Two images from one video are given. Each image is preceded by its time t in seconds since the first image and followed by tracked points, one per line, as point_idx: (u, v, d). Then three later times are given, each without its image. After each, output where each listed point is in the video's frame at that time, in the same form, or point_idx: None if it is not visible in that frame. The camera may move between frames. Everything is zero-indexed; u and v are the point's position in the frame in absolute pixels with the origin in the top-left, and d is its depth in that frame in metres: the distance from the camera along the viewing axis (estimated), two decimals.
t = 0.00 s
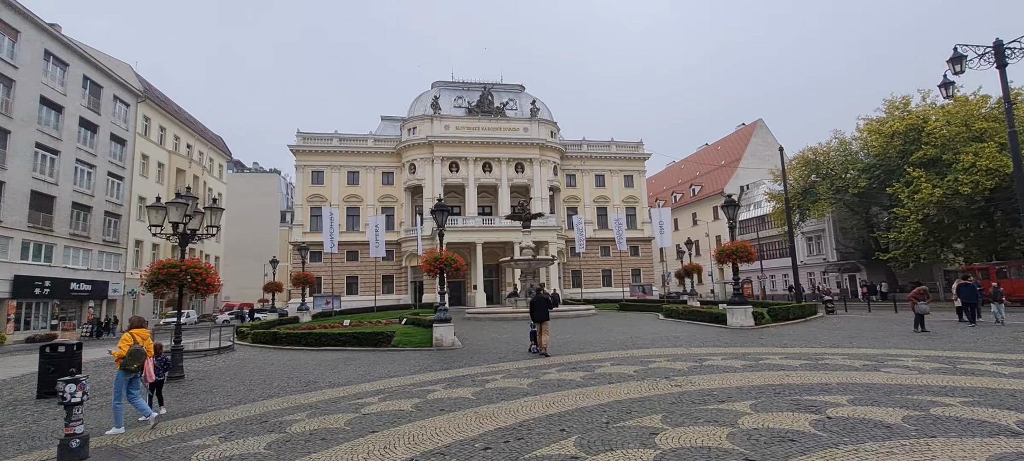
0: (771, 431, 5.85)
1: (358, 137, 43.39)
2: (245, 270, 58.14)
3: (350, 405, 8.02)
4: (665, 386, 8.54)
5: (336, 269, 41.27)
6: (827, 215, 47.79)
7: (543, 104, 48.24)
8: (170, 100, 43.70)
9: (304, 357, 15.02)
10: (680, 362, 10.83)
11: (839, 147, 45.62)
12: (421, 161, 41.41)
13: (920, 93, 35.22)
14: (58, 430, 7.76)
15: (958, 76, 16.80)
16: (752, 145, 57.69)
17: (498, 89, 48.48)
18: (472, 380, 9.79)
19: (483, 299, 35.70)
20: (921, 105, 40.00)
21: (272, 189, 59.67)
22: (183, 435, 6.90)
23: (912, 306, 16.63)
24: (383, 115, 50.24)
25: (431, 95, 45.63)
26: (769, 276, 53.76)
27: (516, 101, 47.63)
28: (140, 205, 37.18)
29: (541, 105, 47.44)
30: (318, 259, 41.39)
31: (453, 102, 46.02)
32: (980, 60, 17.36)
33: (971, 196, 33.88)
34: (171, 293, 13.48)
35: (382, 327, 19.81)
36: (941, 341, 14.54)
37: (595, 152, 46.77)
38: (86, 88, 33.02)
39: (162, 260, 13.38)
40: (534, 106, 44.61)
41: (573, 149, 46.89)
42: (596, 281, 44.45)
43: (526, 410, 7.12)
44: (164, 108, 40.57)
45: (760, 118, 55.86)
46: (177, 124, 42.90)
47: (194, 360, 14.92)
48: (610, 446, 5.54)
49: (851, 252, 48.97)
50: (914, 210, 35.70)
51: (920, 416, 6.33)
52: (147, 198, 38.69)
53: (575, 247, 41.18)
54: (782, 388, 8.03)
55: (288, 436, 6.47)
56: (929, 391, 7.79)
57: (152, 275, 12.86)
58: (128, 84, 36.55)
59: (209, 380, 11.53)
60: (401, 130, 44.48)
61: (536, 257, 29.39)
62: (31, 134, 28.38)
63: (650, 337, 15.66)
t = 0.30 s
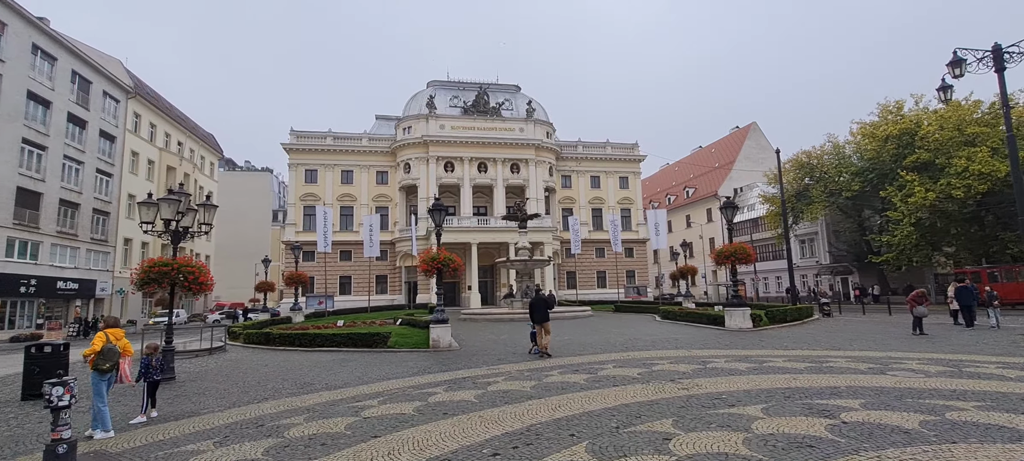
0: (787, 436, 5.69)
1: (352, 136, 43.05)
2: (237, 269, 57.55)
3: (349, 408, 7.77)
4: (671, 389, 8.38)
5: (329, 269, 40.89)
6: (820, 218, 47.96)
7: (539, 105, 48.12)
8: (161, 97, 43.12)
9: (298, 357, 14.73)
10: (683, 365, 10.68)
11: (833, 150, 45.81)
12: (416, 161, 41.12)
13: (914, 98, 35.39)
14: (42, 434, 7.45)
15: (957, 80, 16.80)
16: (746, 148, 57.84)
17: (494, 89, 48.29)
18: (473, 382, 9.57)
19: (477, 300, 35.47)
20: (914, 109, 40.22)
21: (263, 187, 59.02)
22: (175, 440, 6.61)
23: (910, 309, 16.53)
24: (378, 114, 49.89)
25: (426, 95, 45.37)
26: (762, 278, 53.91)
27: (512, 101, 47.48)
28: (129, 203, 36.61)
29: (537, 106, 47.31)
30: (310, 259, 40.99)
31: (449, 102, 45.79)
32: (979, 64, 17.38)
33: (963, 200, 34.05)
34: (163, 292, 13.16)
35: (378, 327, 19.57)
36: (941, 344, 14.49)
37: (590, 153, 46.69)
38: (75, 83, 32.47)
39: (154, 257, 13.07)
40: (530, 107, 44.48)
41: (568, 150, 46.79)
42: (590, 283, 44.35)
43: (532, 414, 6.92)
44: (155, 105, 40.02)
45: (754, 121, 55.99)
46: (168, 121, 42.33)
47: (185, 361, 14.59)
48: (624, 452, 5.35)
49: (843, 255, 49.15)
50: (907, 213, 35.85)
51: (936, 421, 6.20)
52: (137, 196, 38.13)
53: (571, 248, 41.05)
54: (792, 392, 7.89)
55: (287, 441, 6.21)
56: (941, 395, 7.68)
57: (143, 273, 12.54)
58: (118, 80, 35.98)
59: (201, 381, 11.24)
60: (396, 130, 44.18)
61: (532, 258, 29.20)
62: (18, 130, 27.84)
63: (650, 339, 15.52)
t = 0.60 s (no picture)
0: (801, 441, 5.57)
1: (344, 136, 42.68)
2: (225, 270, 56.83)
3: (347, 412, 7.56)
4: (675, 392, 8.25)
5: (320, 270, 40.48)
6: (811, 221, 48.22)
7: (532, 106, 48.03)
8: (149, 95, 42.48)
9: (291, 360, 14.46)
10: (684, 367, 10.58)
11: (824, 154, 46.16)
12: (408, 161, 40.86)
13: (904, 102, 35.68)
14: (26, 441, 7.15)
15: (952, 84, 16.85)
16: (736, 151, 58.14)
17: (487, 90, 48.15)
18: (473, 385, 9.40)
19: (470, 302, 35.26)
20: (903, 114, 40.62)
21: (253, 187, 58.34)
22: (166, 447, 6.35)
23: (905, 312, 16.51)
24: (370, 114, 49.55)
25: (419, 95, 45.11)
26: (753, 281, 54.20)
27: (505, 103, 47.34)
28: (115, 202, 35.98)
29: (530, 107, 47.23)
30: (301, 260, 40.56)
31: (442, 102, 45.57)
32: (972, 69, 17.48)
33: (952, 203, 34.32)
34: (153, 293, 12.85)
35: (371, 329, 19.31)
36: (936, 347, 14.52)
37: (583, 155, 46.67)
38: (60, 80, 31.85)
39: (144, 257, 12.76)
40: (523, 108, 44.36)
41: (561, 152, 46.74)
42: (583, 284, 44.30)
43: (538, 418, 6.76)
44: (142, 103, 39.40)
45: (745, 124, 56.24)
46: (155, 119, 41.69)
47: (174, 364, 14.27)
48: (636, 458, 5.20)
49: (833, 257, 49.52)
50: (897, 216, 36.09)
51: (948, 425, 6.13)
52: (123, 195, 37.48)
53: (564, 250, 40.96)
54: (798, 395, 7.79)
55: (285, 447, 6.00)
56: (947, 398, 7.61)
57: (132, 274, 12.23)
58: (104, 76, 35.36)
59: (192, 385, 10.95)
60: (388, 130, 43.85)
61: (527, 260, 29.06)
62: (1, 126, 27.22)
63: (647, 341, 15.40)
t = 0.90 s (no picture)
0: (819, 443, 5.47)
1: (337, 137, 42.39)
2: (217, 272, 56.25)
3: (351, 418, 7.37)
4: (684, 394, 8.13)
5: (314, 271, 40.13)
6: (804, 221, 48.46)
7: (526, 107, 47.94)
8: (138, 95, 41.97)
9: (288, 363, 14.21)
10: (689, 368, 10.48)
11: (816, 154, 46.41)
12: (402, 162, 40.65)
13: (896, 103, 35.95)
14: (18, 450, 6.91)
15: (948, 84, 16.88)
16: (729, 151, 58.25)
17: (482, 90, 48.01)
18: (477, 388, 9.25)
19: (466, 303, 35.06)
20: (895, 114, 40.92)
21: (245, 188, 57.77)
22: (164, 456, 6.14)
23: (904, 310, 16.52)
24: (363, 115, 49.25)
25: (413, 95, 44.89)
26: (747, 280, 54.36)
27: (500, 103, 47.21)
28: (104, 204, 35.46)
29: (524, 108, 47.14)
30: (295, 262, 40.19)
31: (436, 103, 45.38)
32: (968, 69, 17.53)
33: (944, 203, 34.52)
34: (147, 296, 12.58)
35: (368, 331, 19.10)
36: (936, 344, 14.53)
37: (578, 156, 46.62)
38: (48, 80, 31.38)
39: (138, 259, 12.50)
40: (517, 108, 44.28)
41: (556, 152, 46.69)
42: (579, 285, 44.24)
43: (548, 422, 6.62)
44: (132, 103, 38.91)
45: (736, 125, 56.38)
46: (145, 120, 41.18)
47: (167, 368, 13.98)
48: None
49: (826, 257, 49.75)
50: (890, 216, 36.30)
51: (965, 425, 6.05)
52: (113, 197, 36.95)
53: (559, 250, 40.86)
54: (809, 396, 7.69)
55: (290, 455, 5.82)
56: (958, 397, 7.53)
57: (125, 276, 11.97)
58: (93, 77, 34.88)
59: (188, 390, 10.70)
60: (382, 131, 43.60)
61: (523, 261, 28.93)
62: None
63: (648, 342, 15.30)
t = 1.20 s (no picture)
0: (840, 445, 5.33)
1: (334, 136, 42.05)
2: (211, 272, 55.83)
3: (354, 420, 7.16)
4: (694, 394, 7.96)
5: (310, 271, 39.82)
6: (801, 221, 48.44)
7: (524, 106, 47.76)
8: (132, 94, 41.54)
9: (286, 364, 14.00)
10: (696, 368, 10.33)
11: (814, 154, 46.47)
12: (400, 162, 40.40)
13: (893, 102, 35.95)
14: (9, 454, 6.68)
15: (951, 82, 16.79)
16: (726, 152, 58.28)
17: (479, 90, 47.80)
18: (482, 389, 9.08)
19: (463, 304, 34.88)
20: (892, 114, 40.95)
21: (239, 188, 57.32)
22: None
23: (906, 309, 16.45)
24: (360, 114, 48.96)
25: (411, 94, 44.63)
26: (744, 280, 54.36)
27: (498, 102, 47.01)
28: (97, 203, 35.03)
29: (522, 107, 46.95)
30: (291, 261, 39.88)
31: (433, 102, 45.14)
32: (970, 67, 17.47)
33: (941, 202, 34.44)
34: (142, 296, 12.33)
35: (366, 331, 18.90)
36: (940, 343, 14.44)
37: (576, 155, 46.49)
38: (40, 77, 30.97)
39: (133, 259, 12.25)
40: (515, 108, 44.10)
41: (554, 152, 46.55)
42: (576, 285, 44.12)
43: (559, 424, 6.45)
44: (126, 101, 38.50)
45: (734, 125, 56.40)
46: (138, 118, 40.75)
47: (163, 370, 13.72)
48: None
49: (823, 256, 49.78)
50: (887, 215, 36.30)
51: (986, 426, 5.90)
52: (106, 196, 36.53)
53: (558, 250, 40.74)
54: (822, 396, 7.55)
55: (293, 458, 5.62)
56: (973, 397, 7.40)
57: (120, 276, 11.73)
58: (86, 74, 34.45)
59: (185, 391, 10.47)
60: (379, 130, 43.35)
61: (523, 260, 28.77)
62: None
63: (650, 342, 15.18)
